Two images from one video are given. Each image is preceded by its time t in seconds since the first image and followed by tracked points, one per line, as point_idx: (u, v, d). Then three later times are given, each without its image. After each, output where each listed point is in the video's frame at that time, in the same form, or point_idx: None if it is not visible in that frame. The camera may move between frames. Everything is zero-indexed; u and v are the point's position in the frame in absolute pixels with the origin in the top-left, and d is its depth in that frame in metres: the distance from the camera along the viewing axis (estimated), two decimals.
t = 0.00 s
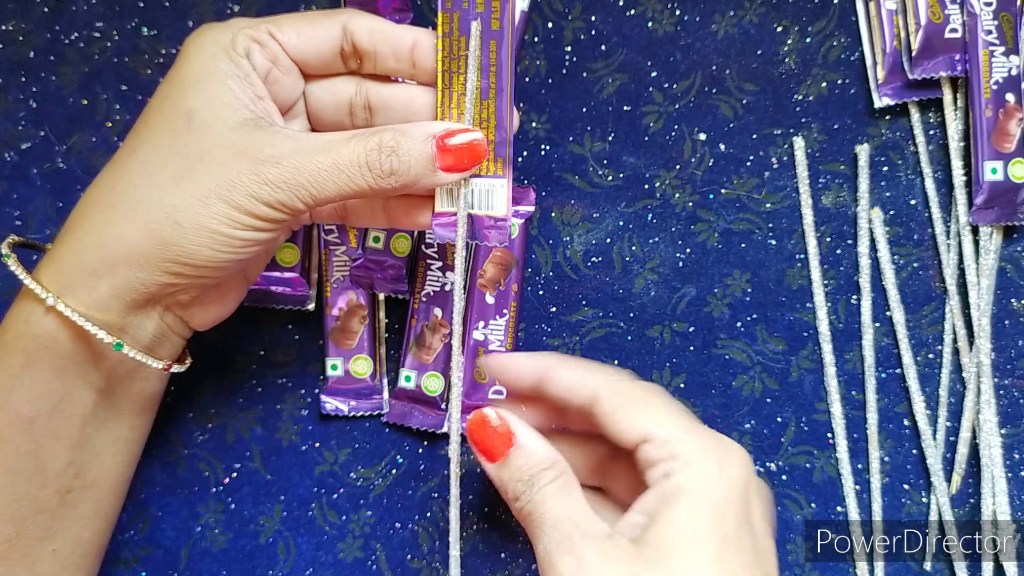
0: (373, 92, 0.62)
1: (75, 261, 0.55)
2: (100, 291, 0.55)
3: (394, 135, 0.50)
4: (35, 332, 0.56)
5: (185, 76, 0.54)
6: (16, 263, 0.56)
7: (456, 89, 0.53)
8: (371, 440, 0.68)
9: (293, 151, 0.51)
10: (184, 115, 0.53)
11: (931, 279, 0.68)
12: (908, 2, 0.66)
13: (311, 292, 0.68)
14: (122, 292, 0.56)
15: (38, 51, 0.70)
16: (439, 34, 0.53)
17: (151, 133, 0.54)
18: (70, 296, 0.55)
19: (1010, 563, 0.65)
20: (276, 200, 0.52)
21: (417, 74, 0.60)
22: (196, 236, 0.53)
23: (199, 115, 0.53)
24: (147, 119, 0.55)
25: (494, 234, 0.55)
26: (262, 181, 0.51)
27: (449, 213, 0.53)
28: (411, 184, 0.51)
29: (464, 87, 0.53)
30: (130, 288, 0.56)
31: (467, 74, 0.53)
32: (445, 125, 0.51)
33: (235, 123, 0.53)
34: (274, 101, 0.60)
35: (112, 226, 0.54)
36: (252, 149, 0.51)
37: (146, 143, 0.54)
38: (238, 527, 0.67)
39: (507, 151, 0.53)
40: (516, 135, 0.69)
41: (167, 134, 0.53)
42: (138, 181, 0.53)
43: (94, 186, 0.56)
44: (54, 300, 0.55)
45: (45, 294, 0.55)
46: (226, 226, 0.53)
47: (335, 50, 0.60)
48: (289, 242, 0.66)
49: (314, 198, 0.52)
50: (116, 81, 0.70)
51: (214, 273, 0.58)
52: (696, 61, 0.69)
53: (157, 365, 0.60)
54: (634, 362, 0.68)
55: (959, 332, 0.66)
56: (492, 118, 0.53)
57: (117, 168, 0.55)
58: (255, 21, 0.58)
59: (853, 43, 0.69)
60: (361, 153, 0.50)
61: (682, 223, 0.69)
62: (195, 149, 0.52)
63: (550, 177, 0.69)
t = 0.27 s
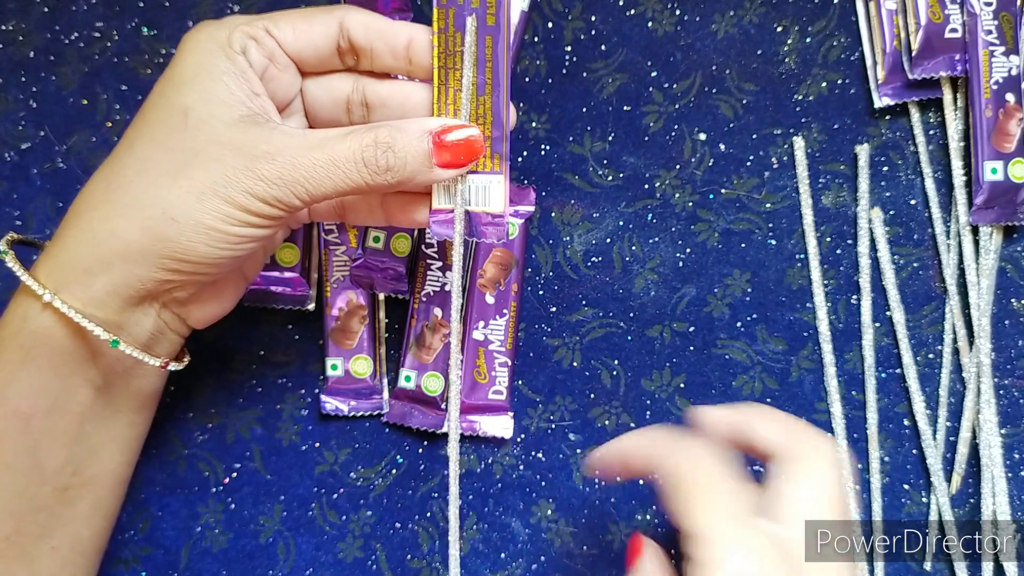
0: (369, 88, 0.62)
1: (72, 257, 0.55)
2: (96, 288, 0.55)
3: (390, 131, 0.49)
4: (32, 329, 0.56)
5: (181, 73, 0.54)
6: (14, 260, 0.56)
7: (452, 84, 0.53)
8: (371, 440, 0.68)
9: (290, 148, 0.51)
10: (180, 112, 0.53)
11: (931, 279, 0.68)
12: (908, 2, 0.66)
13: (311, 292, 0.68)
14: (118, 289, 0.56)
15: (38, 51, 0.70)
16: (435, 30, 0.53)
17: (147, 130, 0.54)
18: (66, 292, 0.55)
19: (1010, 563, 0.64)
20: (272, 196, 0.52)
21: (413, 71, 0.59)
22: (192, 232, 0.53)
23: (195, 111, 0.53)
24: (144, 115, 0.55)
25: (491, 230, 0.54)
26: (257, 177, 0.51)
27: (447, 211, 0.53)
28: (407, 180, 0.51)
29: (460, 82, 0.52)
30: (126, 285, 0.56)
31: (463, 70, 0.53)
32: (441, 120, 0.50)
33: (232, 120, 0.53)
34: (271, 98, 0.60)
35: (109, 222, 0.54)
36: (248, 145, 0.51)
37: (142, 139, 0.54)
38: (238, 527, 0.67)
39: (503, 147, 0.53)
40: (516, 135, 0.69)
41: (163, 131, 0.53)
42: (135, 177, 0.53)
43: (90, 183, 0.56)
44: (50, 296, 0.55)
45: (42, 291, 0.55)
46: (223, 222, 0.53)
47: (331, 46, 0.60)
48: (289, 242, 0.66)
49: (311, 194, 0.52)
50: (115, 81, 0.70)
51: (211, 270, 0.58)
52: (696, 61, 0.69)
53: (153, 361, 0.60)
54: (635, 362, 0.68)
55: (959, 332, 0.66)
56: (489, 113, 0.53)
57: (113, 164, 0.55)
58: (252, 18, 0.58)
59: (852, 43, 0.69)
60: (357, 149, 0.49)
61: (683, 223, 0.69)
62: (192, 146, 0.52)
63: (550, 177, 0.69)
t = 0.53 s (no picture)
0: (374, 92, 0.62)
1: (73, 258, 0.55)
2: (97, 289, 0.55)
3: (393, 135, 0.49)
4: (33, 329, 0.56)
5: (185, 74, 0.54)
6: (16, 260, 0.56)
7: (456, 89, 0.53)
8: (371, 440, 0.68)
9: (292, 150, 0.51)
10: (184, 113, 0.53)
11: (931, 279, 0.68)
12: (908, 2, 0.66)
13: (311, 292, 0.68)
14: (119, 290, 0.55)
15: (38, 51, 0.70)
16: (439, 34, 0.52)
17: (150, 131, 0.54)
18: (67, 293, 0.55)
19: (1010, 563, 0.64)
20: (274, 199, 0.52)
21: (418, 74, 0.59)
22: (193, 234, 0.53)
23: (198, 113, 0.53)
24: (147, 117, 0.55)
25: (493, 235, 0.55)
26: (259, 180, 0.51)
27: (448, 215, 0.53)
28: (409, 184, 0.51)
29: (464, 87, 0.52)
30: (127, 286, 0.55)
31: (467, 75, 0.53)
32: (444, 125, 0.50)
33: (235, 122, 0.53)
34: (275, 101, 0.60)
35: (110, 223, 0.54)
36: (251, 148, 0.51)
37: (145, 141, 0.54)
38: (238, 527, 0.67)
39: (506, 151, 0.53)
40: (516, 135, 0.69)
41: (165, 133, 0.53)
42: (137, 178, 0.53)
43: (93, 184, 0.56)
44: (51, 296, 0.55)
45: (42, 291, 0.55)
46: (224, 224, 0.53)
47: (336, 49, 0.60)
48: (289, 242, 0.67)
49: (312, 197, 0.52)
50: (115, 81, 0.70)
51: (212, 272, 0.57)
52: (696, 61, 0.69)
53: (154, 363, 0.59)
54: (635, 362, 0.68)
55: (959, 332, 0.66)
56: (492, 118, 0.53)
57: (116, 165, 0.55)
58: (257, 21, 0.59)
59: (853, 43, 0.69)
60: (360, 152, 0.49)
61: (682, 223, 0.69)
62: (194, 148, 0.52)
63: (550, 177, 0.69)
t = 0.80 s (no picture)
0: (369, 94, 0.62)
1: (68, 259, 0.55)
2: (91, 291, 0.55)
3: (387, 138, 0.49)
4: (27, 330, 0.56)
5: (180, 76, 0.55)
6: (10, 261, 0.56)
7: (451, 92, 0.52)
8: (371, 440, 0.68)
9: (286, 153, 0.51)
10: (178, 115, 0.53)
11: (931, 279, 0.68)
12: (908, 3, 0.66)
13: (311, 292, 0.68)
14: (113, 291, 0.56)
15: (38, 51, 0.70)
16: (434, 35, 0.51)
17: (144, 133, 0.54)
18: (61, 294, 0.55)
19: (1009, 563, 0.65)
20: (268, 201, 0.52)
21: (413, 76, 0.59)
22: (187, 237, 0.53)
23: (192, 115, 0.53)
24: (142, 119, 0.55)
25: (489, 238, 0.54)
26: (253, 182, 0.51)
27: (444, 217, 0.53)
28: (404, 187, 0.51)
29: (460, 90, 0.52)
30: (121, 288, 0.56)
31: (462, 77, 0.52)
32: (439, 128, 0.50)
33: (229, 124, 0.53)
34: (269, 102, 0.60)
35: (104, 225, 0.54)
36: (245, 150, 0.51)
37: (139, 143, 0.54)
38: (239, 526, 0.67)
39: (502, 156, 0.52)
40: (516, 135, 0.69)
41: (160, 134, 0.54)
42: (131, 180, 0.53)
43: (87, 185, 0.56)
44: (45, 298, 0.55)
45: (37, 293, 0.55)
46: (218, 227, 0.53)
47: (331, 51, 0.60)
48: (289, 242, 0.67)
49: (307, 199, 0.52)
50: (116, 81, 0.70)
51: (206, 274, 0.57)
52: (695, 61, 0.69)
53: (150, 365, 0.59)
54: (635, 362, 0.68)
55: (958, 332, 0.67)
56: (488, 121, 0.52)
57: (111, 167, 0.55)
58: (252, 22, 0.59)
59: (852, 44, 0.69)
60: (354, 155, 0.49)
61: (682, 223, 0.69)
62: (188, 149, 0.52)
63: (550, 177, 0.69)
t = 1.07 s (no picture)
0: (363, 92, 0.63)
1: (61, 257, 0.55)
2: (85, 289, 0.56)
3: (380, 138, 0.49)
4: (21, 329, 0.57)
5: (173, 75, 0.55)
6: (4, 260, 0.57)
7: (444, 91, 0.53)
8: (372, 438, 0.68)
9: (278, 153, 0.51)
10: (171, 115, 0.54)
11: (928, 279, 0.69)
12: (906, 4, 0.66)
13: (312, 292, 0.69)
14: (106, 289, 0.56)
15: (40, 52, 0.70)
16: (427, 36, 0.52)
17: (137, 132, 0.54)
18: (55, 292, 0.56)
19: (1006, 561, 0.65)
20: (261, 201, 0.52)
21: (406, 75, 0.60)
22: (180, 236, 0.53)
23: (185, 114, 0.53)
24: (135, 117, 0.55)
25: (481, 237, 0.57)
26: (245, 182, 0.51)
27: (437, 216, 0.54)
28: (397, 187, 0.51)
29: (452, 88, 0.53)
30: (115, 286, 0.56)
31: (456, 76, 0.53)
32: (432, 128, 0.51)
33: (222, 124, 0.53)
34: (263, 101, 0.60)
35: (97, 223, 0.54)
36: (238, 150, 0.52)
37: (133, 142, 0.54)
38: (241, 524, 0.68)
39: (495, 155, 0.53)
40: (516, 136, 0.70)
41: (153, 134, 0.54)
42: (124, 179, 0.54)
43: (82, 184, 0.57)
44: (38, 296, 0.55)
45: (30, 291, 0.55)
46: (211, 226, 0.53)
47: (325, 50, 0.61)
48: (290, 243, 0.68)
49: (299, 199, 0.52)
50: (117, 82, 0.70)
51: (199, 273, 0.58)
52: (695, 62, 0.69)
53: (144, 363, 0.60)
54: (634, 361, 0.69)
55: (955, 332, 0.67)
56: (480, 120, 0.53)
57: (104, 165, 0.55)
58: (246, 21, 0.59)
59: (851, 44, 0.69)
60: (347, 155, 0.50)
61: (681, 223, 0.69)
62: (181, 149, 0.53)
63: (550, 178, 0.69)
